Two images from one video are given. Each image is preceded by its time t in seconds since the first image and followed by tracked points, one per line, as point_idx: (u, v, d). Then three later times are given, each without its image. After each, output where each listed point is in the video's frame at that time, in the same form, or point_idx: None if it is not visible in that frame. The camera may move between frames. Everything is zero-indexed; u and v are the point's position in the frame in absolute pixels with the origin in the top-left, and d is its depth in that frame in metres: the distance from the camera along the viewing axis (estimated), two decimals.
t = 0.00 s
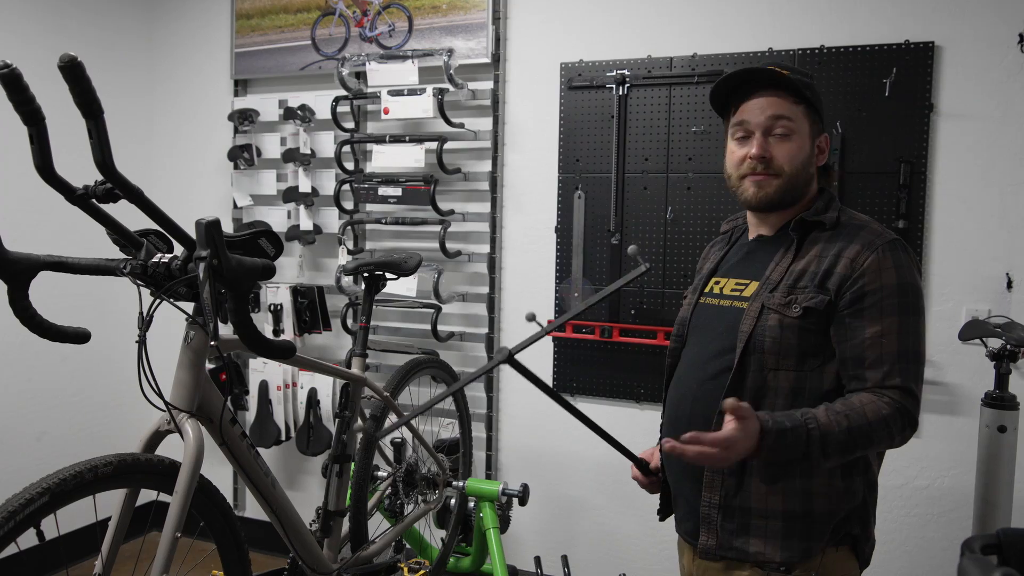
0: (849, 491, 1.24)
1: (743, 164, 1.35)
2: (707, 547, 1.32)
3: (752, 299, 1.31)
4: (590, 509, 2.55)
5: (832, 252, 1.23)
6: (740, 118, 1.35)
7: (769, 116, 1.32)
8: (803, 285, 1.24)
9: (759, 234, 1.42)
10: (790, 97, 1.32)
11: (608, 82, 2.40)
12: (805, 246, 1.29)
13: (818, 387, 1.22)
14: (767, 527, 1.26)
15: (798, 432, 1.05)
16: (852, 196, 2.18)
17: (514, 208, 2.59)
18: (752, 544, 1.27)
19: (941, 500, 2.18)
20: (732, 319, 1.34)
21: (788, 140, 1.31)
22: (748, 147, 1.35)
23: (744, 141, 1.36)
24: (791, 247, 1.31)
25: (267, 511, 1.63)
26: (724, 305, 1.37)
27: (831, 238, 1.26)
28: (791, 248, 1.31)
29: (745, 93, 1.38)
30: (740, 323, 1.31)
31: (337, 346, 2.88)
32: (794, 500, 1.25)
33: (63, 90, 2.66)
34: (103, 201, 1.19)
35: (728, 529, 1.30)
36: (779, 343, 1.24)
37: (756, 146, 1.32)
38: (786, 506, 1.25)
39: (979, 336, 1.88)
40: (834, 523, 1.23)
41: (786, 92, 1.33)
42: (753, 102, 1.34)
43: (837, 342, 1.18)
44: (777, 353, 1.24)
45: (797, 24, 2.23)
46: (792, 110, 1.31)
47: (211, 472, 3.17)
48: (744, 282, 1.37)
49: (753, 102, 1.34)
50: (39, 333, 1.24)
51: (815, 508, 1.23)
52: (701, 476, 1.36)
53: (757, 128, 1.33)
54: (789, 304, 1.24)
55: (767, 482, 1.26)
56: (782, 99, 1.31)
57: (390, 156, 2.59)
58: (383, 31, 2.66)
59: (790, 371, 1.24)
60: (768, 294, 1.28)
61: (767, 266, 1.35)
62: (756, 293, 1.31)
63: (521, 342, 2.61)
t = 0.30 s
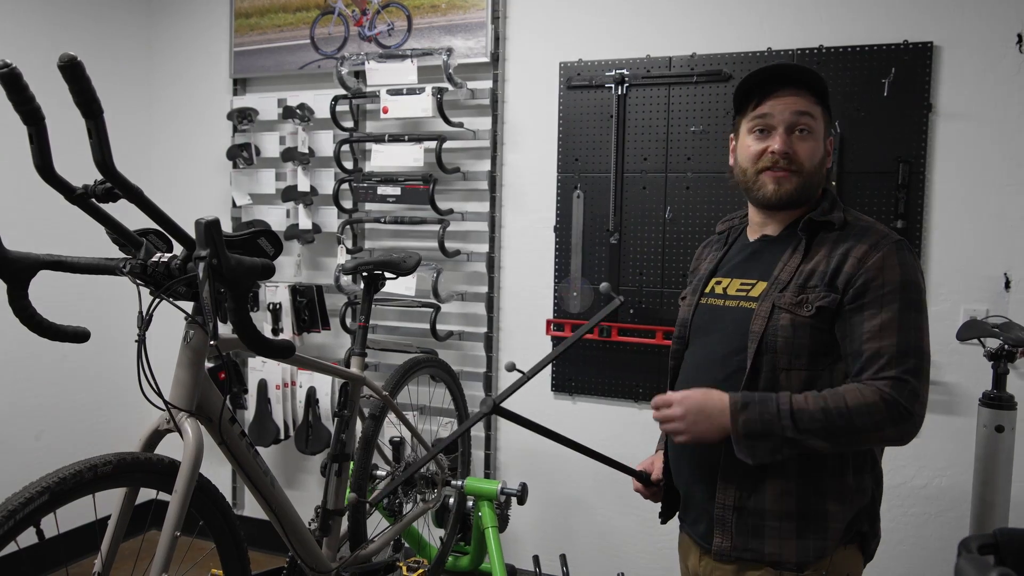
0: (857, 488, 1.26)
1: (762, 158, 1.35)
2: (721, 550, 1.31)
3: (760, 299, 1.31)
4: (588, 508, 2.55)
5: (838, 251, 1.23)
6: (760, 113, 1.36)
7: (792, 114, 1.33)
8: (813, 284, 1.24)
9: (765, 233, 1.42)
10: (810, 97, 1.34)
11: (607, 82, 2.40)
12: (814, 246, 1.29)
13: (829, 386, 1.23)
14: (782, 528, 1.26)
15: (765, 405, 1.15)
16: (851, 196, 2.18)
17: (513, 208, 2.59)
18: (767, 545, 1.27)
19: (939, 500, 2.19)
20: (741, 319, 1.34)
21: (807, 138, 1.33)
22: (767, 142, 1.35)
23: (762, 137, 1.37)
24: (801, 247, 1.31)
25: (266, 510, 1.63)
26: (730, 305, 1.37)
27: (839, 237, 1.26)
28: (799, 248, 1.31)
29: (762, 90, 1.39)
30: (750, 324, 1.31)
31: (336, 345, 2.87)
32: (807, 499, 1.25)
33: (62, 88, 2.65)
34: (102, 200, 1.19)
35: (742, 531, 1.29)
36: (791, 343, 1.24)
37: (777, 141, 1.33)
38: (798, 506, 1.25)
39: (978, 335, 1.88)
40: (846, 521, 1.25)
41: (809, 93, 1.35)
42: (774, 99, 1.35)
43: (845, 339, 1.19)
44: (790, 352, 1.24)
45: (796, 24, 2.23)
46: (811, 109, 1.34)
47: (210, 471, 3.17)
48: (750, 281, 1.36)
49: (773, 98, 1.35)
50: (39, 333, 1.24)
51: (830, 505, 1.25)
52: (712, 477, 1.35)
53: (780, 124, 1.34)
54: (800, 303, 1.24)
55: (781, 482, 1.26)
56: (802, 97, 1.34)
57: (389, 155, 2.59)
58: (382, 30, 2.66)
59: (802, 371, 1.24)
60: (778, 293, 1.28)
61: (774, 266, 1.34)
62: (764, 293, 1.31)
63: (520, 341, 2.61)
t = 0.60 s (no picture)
0: (856, 488, 1.25)
1: (757, 154, 1.37)
2: (717, 543, 1.32)
3: (759, 297, 1.31)
4: (588, 508, 2.56)
5: (837, 249, 1.24)
6: (761, 110, 1.38)
7: (790, 112, 1.34)
8: (811, 282, 1.24)
9: (766, 232, 1.44)
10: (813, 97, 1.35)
11: (607, 82, 2.40)
12: (814, 245, 1.30)
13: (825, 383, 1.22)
14: (777, 525, 1.26)
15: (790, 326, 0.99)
16: (850, 197, 2.18)
17: (513, 208, 2.59)
18: (763, 542, 1.27)
19: (938, 501, 2.19)
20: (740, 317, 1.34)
21: (804, 137, 1.33)
22: (765, 139, 1.37)
23: (762, 134, 1.39)
24: (801, 246, 1.32)
25: (267, 510, 1.63)
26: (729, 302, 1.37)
27: (840, 237, 1.27)
28: (800, 247, 1.32)
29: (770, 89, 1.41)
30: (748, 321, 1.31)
31: (336, 344, 2.88)
32: (804, 498, 1.24)
33: (62, 87, 2.65)
34: (104, 201, 1.19)
35: (738, 526, 1.30)
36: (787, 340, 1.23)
37: (772, 138, 1.35)
38: (794, 504, 1.25)
39: (977, 337, 1.88)
40: (842, 520, 1.24)
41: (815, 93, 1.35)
42: (776, 96, 1.37)
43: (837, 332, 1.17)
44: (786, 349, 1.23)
45: (797, 26, 2.23)
46: (812, 108, 1.34)
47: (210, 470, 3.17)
48: (751, 280, 1.37)
49: (776, 96, 1.37)
50: (40, 333, 1.24)
51: (826, 504, 1.23)
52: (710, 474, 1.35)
53: (777, 122, 1.35)
54: (797, 300, 1.24)
55: (778, 480, 1.25)
56: (805, 97, 1.35)
57: (390, 155, 2.59)
58: (383, 30, 2.66)
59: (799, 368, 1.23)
60: (776, 291, 1.29)
61: (774, 265, 1.35)
62: (764, 291, 1.31)
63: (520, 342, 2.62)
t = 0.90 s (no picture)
0: (847, 488, 1.23)
1: (768, 163, 1.36)
2: (704, 539, 1.32)
3: (759, 294, 1.32)
4: (589, 509, 2.56)
5: (842, 250, 1.24)
6: (765, 119, 1.38)
7: (798, 121, 1.35)
8: (811, 280, 1.24)
9: (766, 234, 1.44)
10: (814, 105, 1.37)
11: (609, 83, 2.40)
12: (814, 245, 1.30)
13: (821, 381, 1.23)
14: (765, 520, 1.27)
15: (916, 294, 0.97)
16: (850, 198, 2.19)
17: (514, 208, 2.60)
18: (751, 537, 1.28)
19: (938, 501, 2.20)
20: (739, 314, 1.35)
21: (813, 144, 1.35)
22: (773, 148, 1.37)
23: (767, 142, 1.38)
24: (801, 245, 1.32)
25: (268, 510, 1.63)
26: (729, 300, 1.38)
27: (842, 237, 1.27)
28: (801, 245, 1.32)
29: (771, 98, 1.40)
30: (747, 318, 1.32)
31: (337, 345, 2.88)
32: (793, 494, 1.25)
33: (64, 88, 2.65)
34: (106, 202, 1.19)
35: (727, 521, 1.30)
36: (785, 336, 1.24)
37: (784, 147, 1.34)
38: (783, 500, 1.25)
39: (978, 339, 1.87)
40: (832, 519, 1.23)
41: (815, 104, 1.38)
42: (781, 106, 1.37)
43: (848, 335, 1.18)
44: (783, 346, 1.24)
45: (798, 27, 2.23)
46: (816, 117, 1.36)
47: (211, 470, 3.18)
48: (751, 279, 1.37)
49: (780, 106, 1.37)
50: (43, 333, 1.24)
51: (815, 502, 1.23)
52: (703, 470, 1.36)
53: (786, 130, 1.36)
54: (797, 298, 1.24)
55: (768, 475, 1.26)
56: (808, 105, 1.36)
57: (391, 156, 2.59)
58: (384, 31, 2.66)
59: (795, 365, 1.24)
60: (776, 289, 1.29)
61: (774, 264, 1.36)
62: (764, 288, 1.32)
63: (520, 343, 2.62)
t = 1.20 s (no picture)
0: (866, 488, 1.26)
1: (775, 164, 1.36)
2: (729, 546, 1.31)
3: (776, 297, 1.32)
4: (590, 510, 2.56)
5: (861, 254, 1.26)
6: (769, 120, 1.37)
7: (803, 120, 1.35)
8: (832, 283, 1.26)
9: (775, 234, 1.44)
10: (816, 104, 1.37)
11: (610, 83, 2.40)
12: (830, 248, 1.31)
13: (842, 385, 1.25)
14: (790, 525, 1.27)
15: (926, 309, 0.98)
16: (851, 198, 2.19)
17: (514, 209, 2.60)
18: (776, 543, 1.28)
19: (939, 502, 2.19)
20: (755, 318, 1.34)
21: (818, 143, 1.35)
22: (779, 149, 1.36)
23: (772, 143, 1.38)
24: (817, 249, 1.32)
25: (269, 510, 1.63)
26: (742, 304, 1.38)
27: (857, 241, 1.29)
28: (816, 249, 1.33)
29: (774, 99, 1.39)
30: (766, 323, 1.31)
31: (338, 345, 2.88)
32: (817, 497, 1.26)
33: (66, 87, 2.65)
34: (108, 201, 1.19)
35: (751, 528, 1.30)
36: (808, 340, 1.25)
37: (791, 147, 1.34)
38: (807, 504, 1.26)
39: (979, 340, 1.87)
40: (854, 520, 1.25)
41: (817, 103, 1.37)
42: (783, 107, 1.37)
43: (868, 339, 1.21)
44: (806, 350, 1.25)
45: (799, 27, 2.23)
46: (820, 115, 1.36)
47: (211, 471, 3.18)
48: (764, 281, 1.37)
49: (783, 107, 1.37)
50: (44, 333, 1.24)
51: (838, 504, 1.25)
52: (721, 475, 1.36)
53: (792, 131, 1.35)
54: (818, 301, 1.26)
55: (793, 481, 1.27)
56: (810, 105, 1.37)
57: (392, 156, 2.59)
58: (385, 31, 2.66)
59: (816, 370, 1.26)
60: (795, 292, 1.29)
61: (788, 267, 1.35)
62: (781, 291, 1.32)
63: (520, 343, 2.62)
